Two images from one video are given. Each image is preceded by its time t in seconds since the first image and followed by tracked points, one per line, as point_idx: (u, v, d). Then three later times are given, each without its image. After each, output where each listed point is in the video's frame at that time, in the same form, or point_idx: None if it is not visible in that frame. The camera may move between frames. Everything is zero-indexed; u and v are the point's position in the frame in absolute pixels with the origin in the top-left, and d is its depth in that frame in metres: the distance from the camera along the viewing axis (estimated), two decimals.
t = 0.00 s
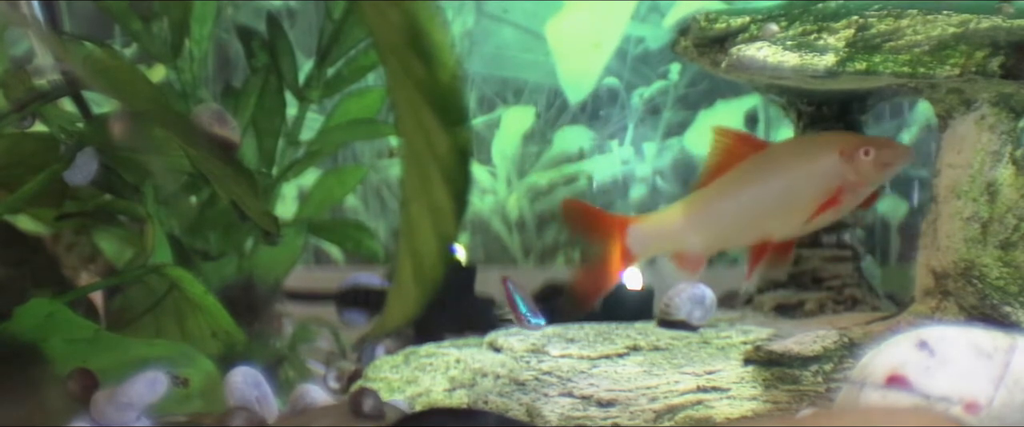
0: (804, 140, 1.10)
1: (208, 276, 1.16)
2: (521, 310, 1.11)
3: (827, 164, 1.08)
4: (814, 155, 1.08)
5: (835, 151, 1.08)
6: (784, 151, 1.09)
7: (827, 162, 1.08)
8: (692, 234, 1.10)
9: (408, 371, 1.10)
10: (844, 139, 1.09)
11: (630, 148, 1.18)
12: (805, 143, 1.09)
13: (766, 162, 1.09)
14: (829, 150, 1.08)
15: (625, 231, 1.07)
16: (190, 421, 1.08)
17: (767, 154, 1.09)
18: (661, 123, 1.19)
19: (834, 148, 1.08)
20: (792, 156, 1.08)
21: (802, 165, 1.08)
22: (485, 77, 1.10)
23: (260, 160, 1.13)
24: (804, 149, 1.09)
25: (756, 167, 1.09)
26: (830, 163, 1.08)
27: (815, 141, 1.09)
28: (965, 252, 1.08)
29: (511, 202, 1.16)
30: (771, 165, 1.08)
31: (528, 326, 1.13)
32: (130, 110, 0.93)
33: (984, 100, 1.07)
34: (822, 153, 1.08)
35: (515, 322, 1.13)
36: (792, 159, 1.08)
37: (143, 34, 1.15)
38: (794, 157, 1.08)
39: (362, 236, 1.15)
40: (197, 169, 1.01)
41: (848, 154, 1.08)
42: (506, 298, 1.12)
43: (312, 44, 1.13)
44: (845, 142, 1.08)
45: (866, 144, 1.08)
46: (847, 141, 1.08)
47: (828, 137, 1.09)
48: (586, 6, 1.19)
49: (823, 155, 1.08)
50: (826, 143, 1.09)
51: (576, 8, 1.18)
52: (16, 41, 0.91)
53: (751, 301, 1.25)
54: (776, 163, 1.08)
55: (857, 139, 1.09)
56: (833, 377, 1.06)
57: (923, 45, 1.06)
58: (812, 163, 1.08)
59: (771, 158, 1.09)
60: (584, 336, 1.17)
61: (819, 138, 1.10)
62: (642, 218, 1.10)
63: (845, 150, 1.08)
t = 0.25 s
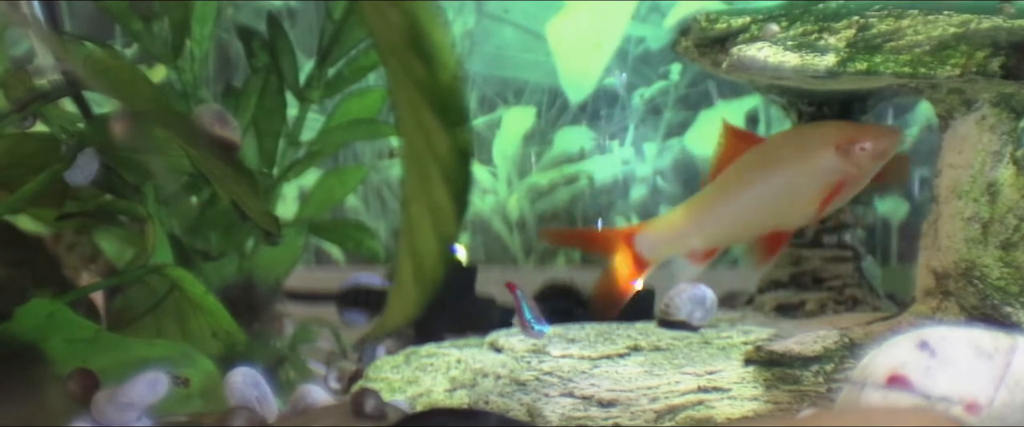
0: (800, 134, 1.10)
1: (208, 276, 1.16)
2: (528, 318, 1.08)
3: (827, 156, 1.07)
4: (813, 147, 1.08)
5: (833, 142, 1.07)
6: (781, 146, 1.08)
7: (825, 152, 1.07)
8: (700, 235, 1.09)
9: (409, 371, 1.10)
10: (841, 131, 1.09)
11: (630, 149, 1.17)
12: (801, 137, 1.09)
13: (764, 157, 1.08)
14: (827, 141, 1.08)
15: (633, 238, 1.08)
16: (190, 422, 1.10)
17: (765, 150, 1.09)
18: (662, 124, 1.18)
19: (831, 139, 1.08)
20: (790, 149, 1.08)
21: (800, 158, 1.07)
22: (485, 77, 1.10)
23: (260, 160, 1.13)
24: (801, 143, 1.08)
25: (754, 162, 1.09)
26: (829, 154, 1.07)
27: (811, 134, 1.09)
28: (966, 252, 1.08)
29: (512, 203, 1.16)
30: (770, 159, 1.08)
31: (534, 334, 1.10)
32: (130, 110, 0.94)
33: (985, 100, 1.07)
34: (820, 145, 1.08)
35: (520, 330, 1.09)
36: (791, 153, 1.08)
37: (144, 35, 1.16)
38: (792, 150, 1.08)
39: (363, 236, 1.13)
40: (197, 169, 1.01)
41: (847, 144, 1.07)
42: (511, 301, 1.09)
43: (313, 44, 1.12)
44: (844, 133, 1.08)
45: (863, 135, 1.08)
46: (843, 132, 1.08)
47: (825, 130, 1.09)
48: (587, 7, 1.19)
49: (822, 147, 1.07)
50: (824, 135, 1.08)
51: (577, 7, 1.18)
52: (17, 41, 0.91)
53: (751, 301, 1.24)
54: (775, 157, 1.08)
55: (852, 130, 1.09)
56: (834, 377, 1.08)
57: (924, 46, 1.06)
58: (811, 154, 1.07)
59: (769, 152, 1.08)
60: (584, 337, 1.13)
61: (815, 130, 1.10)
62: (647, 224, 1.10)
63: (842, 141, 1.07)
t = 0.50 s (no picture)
0: (801, 138, 1.10)
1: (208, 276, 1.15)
2: (528, 321, 1.11)
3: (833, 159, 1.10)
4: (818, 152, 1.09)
5: (837, 145, 1.09)
6: (787, 154, 1.10)
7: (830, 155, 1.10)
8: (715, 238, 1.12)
9: (409, 371, 1.10)
10: (842, 130, 1.10)
11: (630, 149, 1.15)
12: (804, 142, 1.10)
13: (772, 167, 1.09)
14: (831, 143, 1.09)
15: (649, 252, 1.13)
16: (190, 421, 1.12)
17: (771, 158, 1.10)
18: (661, 124, 1.17)
19: (835, 142, 1.10)
20: (797, 157, 1.09)
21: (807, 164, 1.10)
22: (484, 78, 1.09)
23: (260, 161, 1.10)
24: (806, 148, 1.09)
25: (760, 170, 1.10)
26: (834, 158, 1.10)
27: (812, 137, 1.10)
28: (965, 252, 1.08)
29: (512, 203, 1.14)
30: (778, 167, 1.09)
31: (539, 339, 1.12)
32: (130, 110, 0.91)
33: (985, 101, 1.07)
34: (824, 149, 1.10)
35: (521, 335, 1.11)
36: (797, 161, 1.09)
37: (144, 35, 1.15)
38: (799, 157, 1.09)
39: (363, 236, 1.12)
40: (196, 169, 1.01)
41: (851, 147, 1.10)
42: (511, 302, 1.12)
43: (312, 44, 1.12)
44: (846, 134, 1.10)
45: (863, 131, 1.11)
46: (844, 132, 1.10)
47: (826, 131, 1.10)
48: (587, 7, 1.18)
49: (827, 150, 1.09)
50: (826, 138, 1.10)
51: (577, 8, 1.17)
52: (16, 41, 0.93)
53: (751, 301, 1.21)
54: (781, 163, 1.09)
55: (852, 128, 1.10)
56: (833, 377, 1.08)
57: (924, 46, 1.06)
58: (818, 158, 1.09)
59: (775, 160, 1.10)
60: (583, 337, 1.12)
61: (816, 132, 1.11)
62: (664, 237, 1.13)
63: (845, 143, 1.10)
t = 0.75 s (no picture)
0: (810, 158, 1.06)
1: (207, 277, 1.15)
2: (529, 323, 1.10)
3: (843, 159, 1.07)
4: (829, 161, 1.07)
5: (843, 149, 1.06)
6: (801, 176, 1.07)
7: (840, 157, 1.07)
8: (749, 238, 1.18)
9: (408, 372, 1.10)
10: (845, 134, 1.05)
11: (629, 150, 1.14)
12: (812, 162, 1.06)
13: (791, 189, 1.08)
14: (840, 149, 1.06)
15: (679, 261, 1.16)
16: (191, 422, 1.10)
17: (779, 182, 1.08)
18: (661, 125, 1.17)
19: (840, 151, 1.06)
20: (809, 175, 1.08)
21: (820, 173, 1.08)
22: (485, 79, 1.09)
23: (260, 161, 1.11)
24: (818, 166, 1.06)
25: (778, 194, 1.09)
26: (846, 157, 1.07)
27: (819, 152, 1.05)
28: (965, 253, 1.08)
29: (511, 203, 1.14)
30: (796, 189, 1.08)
31: (538, 342, 1.11)
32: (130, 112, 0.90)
33: (984, 102, 1.07)
34: (834, 158, 1.06)
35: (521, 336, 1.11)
36: (814, 179, 1.07)
37: (143, 36, 1.15)
38: (813, 176, 1.06)
39: (362, 237, 1.12)
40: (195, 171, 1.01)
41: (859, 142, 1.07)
42: (512, 305, 1.11)
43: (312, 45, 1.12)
44: (851, 138, 1.06)
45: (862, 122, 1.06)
46: (846, 135, 1.05)
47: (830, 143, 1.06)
48: (588, 9, 1.18)
49: (839, 156, 1.07)
50: (834, 149, 1.05)
51: (576, 9, 1.17)
52: (16, 41, 0.90)
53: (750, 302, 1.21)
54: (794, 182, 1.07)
55: (856, 128, 1.05)
56: (834, 378, 1.08)
57: (923, 47, 1.07)
58: (830, 165, 1.07)
59: (788, 183, 1.08)
60: (583, 338, 1.12)
61: (821, 144, 1.05)
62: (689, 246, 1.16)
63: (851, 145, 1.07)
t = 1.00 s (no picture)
0: (831, 162, 1.14)
1: (207, 277, 1.13)
2: (529, 326, 1.11)
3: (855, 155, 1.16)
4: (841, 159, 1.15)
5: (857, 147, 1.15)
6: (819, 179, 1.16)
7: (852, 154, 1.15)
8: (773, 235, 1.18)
9: (408, 373, 1.11)
10: (857, 134, 1.14)
11: (629, 150, 1.14)
12: (829, 167, 1.14)
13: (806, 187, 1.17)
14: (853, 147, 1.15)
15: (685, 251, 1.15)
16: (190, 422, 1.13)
17: (802, 188, 1.15)
18: (661, 125, 1.16)
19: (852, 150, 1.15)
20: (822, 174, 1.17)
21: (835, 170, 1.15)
22: (484, 79, 1.10)
23: (259, 161, 1.11)
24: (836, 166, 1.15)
25: (803, 196, 1.16)
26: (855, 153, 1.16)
27: (836, 156, 1.14)
28: (965, 253, 1.07)
29: (511, 203, 1.13)
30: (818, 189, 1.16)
31: (536, 345, 1.11)
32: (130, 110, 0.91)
33: (984, 103, 1.06)
34: (846, 157, 1.15)
35: (520, 337, 1.11)
36: (831, 178, 1.16)
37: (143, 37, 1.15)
38: (833, 175, 1.16)
39: (361, 237, 1.12)
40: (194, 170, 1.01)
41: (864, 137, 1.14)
42: (513, 308, 1.11)
43: (311, 46, 1.12)
44: (864, 135, 1.14)
45: (864, 119, 1.13)
46: (858, 136, 1.14)
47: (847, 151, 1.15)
48: (586, 6, 1.19)
49: (851, 154, 1.15)
50: (848, 151, 1.15)
51: (575, 10, 1.18)
52: (16, 42, 0.90)
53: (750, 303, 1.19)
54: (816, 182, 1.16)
55: (865, 126, 1.13)
56: (833, 378, 1.11)
57: (923, 47, 1.06)
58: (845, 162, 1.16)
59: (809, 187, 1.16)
60: (582, 339, 1.13)
61: (839, 150, 1.14)
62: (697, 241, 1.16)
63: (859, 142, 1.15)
